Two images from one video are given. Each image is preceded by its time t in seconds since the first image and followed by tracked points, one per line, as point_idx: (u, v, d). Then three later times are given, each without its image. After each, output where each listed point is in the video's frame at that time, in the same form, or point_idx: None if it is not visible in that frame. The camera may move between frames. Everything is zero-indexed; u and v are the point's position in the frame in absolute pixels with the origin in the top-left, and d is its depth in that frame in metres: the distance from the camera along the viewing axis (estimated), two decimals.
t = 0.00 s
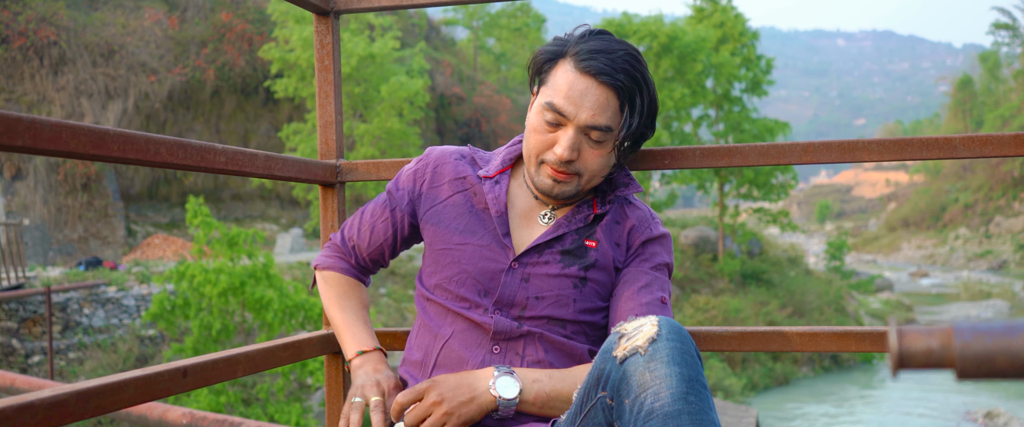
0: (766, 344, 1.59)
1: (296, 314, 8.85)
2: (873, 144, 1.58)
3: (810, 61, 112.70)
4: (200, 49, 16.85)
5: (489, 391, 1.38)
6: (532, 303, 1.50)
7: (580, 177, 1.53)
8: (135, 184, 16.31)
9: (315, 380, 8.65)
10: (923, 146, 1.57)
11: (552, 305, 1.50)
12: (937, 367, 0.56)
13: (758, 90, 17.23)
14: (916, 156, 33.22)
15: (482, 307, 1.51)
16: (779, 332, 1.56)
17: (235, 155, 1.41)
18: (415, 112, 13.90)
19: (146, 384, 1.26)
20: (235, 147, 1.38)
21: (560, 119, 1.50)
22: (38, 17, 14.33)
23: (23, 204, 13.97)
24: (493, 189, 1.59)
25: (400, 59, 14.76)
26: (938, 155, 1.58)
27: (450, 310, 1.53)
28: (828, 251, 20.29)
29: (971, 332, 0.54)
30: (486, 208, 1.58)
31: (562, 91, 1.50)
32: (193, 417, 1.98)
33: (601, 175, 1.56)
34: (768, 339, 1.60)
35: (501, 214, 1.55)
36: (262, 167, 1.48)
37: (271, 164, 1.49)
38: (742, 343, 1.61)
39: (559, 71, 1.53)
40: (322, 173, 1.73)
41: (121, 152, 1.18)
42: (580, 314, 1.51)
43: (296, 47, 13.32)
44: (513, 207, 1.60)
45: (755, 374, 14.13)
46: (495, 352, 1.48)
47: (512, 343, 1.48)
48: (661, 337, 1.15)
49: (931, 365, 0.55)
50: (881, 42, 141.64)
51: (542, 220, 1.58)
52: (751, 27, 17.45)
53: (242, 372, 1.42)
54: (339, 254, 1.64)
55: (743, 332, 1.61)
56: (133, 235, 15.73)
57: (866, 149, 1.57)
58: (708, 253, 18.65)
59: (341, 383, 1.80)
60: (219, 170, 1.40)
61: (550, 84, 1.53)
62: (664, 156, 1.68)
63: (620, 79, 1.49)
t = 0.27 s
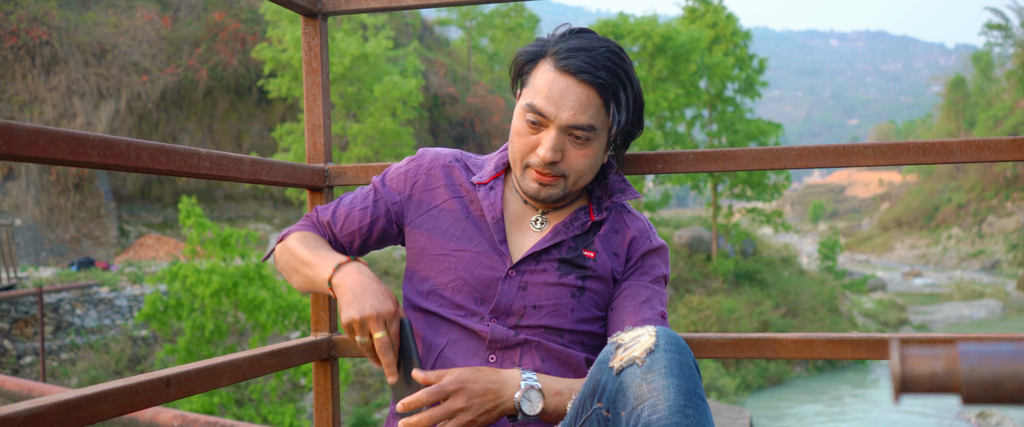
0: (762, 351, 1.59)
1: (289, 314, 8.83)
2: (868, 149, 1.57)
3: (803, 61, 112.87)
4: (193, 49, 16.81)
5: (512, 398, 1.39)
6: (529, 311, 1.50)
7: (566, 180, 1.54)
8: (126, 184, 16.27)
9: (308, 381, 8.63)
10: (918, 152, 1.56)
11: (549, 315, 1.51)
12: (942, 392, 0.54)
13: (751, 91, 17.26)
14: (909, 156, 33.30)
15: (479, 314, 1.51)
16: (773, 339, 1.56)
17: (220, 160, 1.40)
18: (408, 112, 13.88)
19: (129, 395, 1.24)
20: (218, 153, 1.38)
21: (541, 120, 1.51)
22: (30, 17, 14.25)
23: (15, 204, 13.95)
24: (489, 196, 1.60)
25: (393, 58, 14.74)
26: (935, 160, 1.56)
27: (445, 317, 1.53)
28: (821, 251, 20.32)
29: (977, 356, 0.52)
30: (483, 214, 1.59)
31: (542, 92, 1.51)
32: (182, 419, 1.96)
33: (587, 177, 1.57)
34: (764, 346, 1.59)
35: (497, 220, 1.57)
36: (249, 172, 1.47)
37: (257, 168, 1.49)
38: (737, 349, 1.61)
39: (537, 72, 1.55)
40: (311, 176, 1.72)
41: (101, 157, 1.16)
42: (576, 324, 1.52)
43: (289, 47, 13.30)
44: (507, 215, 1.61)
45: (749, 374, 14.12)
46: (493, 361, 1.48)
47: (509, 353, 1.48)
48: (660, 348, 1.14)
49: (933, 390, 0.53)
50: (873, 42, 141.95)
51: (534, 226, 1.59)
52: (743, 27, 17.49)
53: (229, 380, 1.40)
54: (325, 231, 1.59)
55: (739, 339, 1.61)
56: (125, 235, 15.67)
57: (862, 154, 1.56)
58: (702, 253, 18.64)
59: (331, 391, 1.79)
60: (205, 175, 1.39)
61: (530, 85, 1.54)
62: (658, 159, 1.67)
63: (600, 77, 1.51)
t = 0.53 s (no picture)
0: (758, 358, 1.57)
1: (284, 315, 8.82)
2: (865, 152, 1.58)
3: (797, 62, 113.03)
4: (187, 49, 16.76)
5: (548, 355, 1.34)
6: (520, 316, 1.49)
7: (542, 178, 1.52)
8: (121, 183, 16.22)
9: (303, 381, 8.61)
10: (917, 156, 1.54)
11: (540, 320, 1.49)
12: (953, 411, 0.51)
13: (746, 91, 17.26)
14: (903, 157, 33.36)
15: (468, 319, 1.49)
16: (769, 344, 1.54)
17: (207, 162, 1.39)
18: (404, 112, 13.86)
19: (112, 401, 1.21)
20: (204, 154, 1.36)
21: (510, 121, 1.49)
22: (22, 16, 14.02)
23: (8, 204, 13.83)
24: (476, 200, 1.58)
25: (388, 59, 14.73)
26: (936, 162, 1.54)
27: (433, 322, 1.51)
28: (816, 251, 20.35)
29: (995, 373, 0.50)
30: (471, 218, 1.57)
31: (509, 91, 1.49)
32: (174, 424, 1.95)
33: (566, 174, 1.55)
34: (758, 351, 1.58)
35: (486, 225, 1.54)
36: (237, 174, 1.47)
37: (245, 171, 1.48)
38: (733, 354, 1.60)
39: (504, 72, 1.53)
40: (301, 179, 1.71)
41: (84, 159, 1.15)
42: (568, 328, 1.50)
43: (283, 47, 13.29)
44: (494, 220, 1.59)
45: (744, 374, 14.12)
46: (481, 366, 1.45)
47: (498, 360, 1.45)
48: (660, 355, 1.12)
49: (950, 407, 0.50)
50: (868, 42, 142.20)
51: (519, 229, 1.58)
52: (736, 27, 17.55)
53: (216, 385, 1.37)
54: (326, 258, 1.54)
55: (735, 344, 1.59)
56: (120, 235, 15.62)
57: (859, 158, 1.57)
58: (697, 253, 18.63)
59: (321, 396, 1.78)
60: (192, 175, 1.38)
61: (498, 88, 1.52)
62: (652, 163, 1.65)
63: (564, 71, 1.48)
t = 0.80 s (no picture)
0: (755, 359, 1.56)
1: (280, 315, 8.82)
2: (862, 153, 1.57)
3: (793, 62, 113.13)
4: (183, 48, 16.75)
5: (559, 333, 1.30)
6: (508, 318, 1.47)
7: (528, 174, 1.51)
8: (117, 184, 16.18)
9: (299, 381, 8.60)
10: (913, 156, 1.54)
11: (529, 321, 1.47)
12: (956, 419, 0.51)
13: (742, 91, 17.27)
14: (899, 158, 33.40)
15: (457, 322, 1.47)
16: (766, 346, 1.53)
17: (197, 162, 1.38)
18: (400, 112, 13.85)
19: (99, 408, 1.19)
20: (194, 155, 1.35)
21: (494, 117, 1.47)
22: (18, 16, 14.06)
23: (4, 204, 13.77)
24: (456, 204, 1.55)
25: (384, 59, 14.71)
26: (933, 163, 1.53)
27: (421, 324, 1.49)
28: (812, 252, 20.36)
29: (997, 376, 0.49)
30: (452, 223, 1.54)
31: (492, 86, 1.47)
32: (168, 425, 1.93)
33: (551, 169, 1.54)
34: (756, 353, 1.57)
35: (468, 227, 1.52)
36: (227, 175, 1.45)
37: (235, 171, 1.47)
38: (730, 356, 1.58)
39: (484, 68, 1.51)
40: (293, 179, 1.70)
41: (70, 159, 1.13)
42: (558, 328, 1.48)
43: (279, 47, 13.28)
44: (478, 220, 1.58)
45: (740, 374, 14.11)
46: (473, 369, 1.43)
47: (490, 361, 1.43)
48: (641, 336, 1.11)
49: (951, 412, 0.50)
50: (864, 43, 142.35)
51: (505, 227, 1.57)
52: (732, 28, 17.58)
53: (207, 389, 1.36)
54: (324, 300, 1.49)
55: (731, 346, 1.58)
56: (115, 236, 15.58)
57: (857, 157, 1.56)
58: (693, 254, 18.63)
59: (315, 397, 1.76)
60: (182, 177, 1.37)
61: (480, 83, 1.51)
62: (646, 162, 1.64)
63: (547, 63, 1.47)
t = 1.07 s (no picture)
0: (753, 360, 1.56)
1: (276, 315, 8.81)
2: (862, 152, 1.56)
3: (790, 62, 113.20)
4: (179, 48, 16.72)
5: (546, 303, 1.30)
6: (499, 323, 1.46)
7: (519, 178, 1.49)
8: (113, 184, 16.15)
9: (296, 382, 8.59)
10: (914, 156, 1.53)
11: (521, 325, 1.46)
12: None
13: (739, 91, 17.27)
14: (896, 158, 33.44)
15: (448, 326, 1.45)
16: (765, 348, 1.52)
17: (188, 163, 1.37)
18: (396, 113, 13.83)
19: (86, 410, 1.17)
20: (185, 153, 1.34)
21: (482, 121, 1.44)
22: (13, 15, 13.99)
23: None
24: (443, 210, 1.52)
25: (381, 59, 14.70)
26: (934, 162, 1.52)
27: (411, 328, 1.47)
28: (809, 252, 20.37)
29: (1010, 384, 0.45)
30: (439, 230, 1.51)
31: (478, 90, 1.44)
32: None
33: (541, 170, 1.51)
34: (755, 355, 1.56)
35: (457, 234, 1.50)
36: (218, 175, 1.44)
37: (226, 171, 1.45)
38: (728, 358, 1.58)
39: (471, 70, 1.48)
40: (286, 179, 1.69)
41: (58, 158, 1.12)
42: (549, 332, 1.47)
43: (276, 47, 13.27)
44: (468, 223, 1.56)
45: (737, 374, 14.11)
46: (463, 372, 1.41)
47: (479, 366, 1.42)
48: (641, 325, 1.10)
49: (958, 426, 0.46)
50: (861, 43, 142.47)
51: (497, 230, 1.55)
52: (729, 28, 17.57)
53: (197, 392, 1.35)
54: (325, 321, 1.46)
55: (729, 348, 1.57)
56: (111, 236, 15.55)
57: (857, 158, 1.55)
58: (690, 254, 18.63)
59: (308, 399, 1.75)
60: (173, 177, 1.36)
61: (466, 86, 1.47)
62: (644, 162, 1.63)
63: (533, 66, 1.44)
